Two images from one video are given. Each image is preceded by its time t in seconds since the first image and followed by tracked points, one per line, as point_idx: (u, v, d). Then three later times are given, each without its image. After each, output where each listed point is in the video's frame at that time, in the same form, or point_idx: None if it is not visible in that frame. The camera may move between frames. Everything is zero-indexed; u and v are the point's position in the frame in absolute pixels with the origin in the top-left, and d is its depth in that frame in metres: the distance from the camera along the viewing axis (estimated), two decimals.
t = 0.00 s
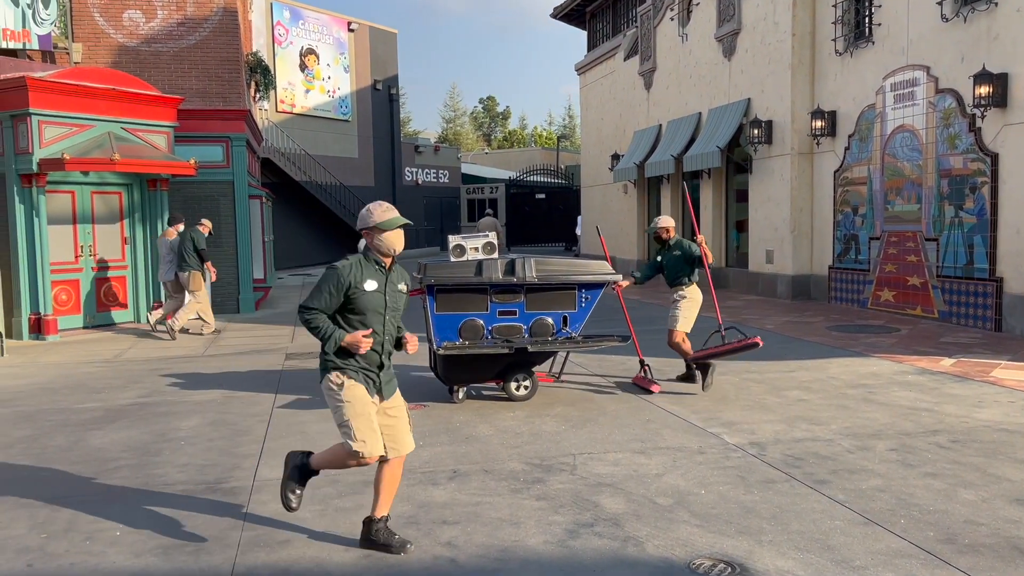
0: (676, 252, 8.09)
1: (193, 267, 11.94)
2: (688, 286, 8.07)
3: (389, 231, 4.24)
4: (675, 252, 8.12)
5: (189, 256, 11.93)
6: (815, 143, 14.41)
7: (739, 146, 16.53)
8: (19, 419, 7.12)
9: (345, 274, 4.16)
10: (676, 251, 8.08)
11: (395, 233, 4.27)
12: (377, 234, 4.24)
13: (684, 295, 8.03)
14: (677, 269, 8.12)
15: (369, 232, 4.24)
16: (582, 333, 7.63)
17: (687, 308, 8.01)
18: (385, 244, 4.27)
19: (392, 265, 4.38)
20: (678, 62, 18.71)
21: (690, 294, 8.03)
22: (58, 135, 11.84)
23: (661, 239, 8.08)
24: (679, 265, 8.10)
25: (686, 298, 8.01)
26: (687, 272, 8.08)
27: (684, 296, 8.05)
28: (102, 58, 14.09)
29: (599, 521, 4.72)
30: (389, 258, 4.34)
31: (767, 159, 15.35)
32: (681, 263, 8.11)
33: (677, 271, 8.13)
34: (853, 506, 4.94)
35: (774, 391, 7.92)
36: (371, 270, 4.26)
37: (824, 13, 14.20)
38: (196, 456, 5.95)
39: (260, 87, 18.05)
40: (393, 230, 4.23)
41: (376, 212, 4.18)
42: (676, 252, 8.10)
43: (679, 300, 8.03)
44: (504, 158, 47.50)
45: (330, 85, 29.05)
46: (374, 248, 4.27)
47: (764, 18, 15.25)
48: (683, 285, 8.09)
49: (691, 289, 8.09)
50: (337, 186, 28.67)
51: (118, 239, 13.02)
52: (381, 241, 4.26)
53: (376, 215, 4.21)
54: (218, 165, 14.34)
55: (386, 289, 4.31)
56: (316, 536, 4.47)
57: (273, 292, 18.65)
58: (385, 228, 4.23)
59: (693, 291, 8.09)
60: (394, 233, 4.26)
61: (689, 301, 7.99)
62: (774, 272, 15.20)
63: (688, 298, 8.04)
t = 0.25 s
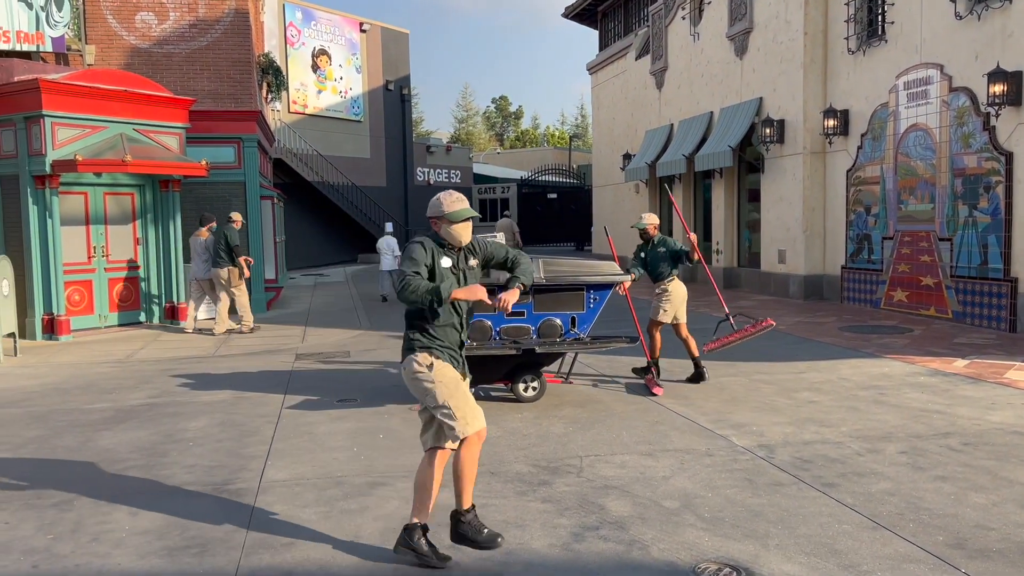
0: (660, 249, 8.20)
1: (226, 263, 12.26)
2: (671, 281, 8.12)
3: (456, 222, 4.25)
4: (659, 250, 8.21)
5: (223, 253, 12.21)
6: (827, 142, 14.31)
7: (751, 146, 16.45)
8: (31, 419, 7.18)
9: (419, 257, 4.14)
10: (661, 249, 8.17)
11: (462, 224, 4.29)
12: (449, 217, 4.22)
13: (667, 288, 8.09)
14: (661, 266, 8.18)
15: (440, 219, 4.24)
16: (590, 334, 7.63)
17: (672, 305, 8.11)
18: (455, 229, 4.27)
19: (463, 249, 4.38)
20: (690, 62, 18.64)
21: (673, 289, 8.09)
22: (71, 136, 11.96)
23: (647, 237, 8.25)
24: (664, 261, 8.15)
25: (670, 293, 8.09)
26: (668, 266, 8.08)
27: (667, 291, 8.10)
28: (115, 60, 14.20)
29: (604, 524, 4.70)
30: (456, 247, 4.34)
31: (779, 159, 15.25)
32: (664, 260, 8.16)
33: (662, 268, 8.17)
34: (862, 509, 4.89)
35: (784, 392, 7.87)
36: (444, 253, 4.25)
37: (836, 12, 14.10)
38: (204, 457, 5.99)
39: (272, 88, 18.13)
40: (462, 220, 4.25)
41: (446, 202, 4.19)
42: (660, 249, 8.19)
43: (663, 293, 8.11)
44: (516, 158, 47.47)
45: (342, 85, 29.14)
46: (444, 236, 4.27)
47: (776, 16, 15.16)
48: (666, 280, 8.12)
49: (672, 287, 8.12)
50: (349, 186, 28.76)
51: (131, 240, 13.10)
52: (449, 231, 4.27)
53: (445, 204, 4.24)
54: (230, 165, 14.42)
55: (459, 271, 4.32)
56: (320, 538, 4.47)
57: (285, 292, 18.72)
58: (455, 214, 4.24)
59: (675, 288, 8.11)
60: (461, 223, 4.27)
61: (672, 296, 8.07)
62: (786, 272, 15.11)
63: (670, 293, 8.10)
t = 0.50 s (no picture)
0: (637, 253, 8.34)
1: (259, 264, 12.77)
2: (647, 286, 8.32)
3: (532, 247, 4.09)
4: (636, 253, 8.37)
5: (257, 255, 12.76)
6: (837, 142, 14.23)
7: (761, 145, 16.37)
8: (38, 418, 7.22)
9: (491, 302, 4.07)
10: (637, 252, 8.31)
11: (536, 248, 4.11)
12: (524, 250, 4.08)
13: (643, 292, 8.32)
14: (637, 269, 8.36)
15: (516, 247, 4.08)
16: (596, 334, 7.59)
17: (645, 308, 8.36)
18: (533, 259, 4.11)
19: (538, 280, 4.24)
20: (699, 61, 18.57)
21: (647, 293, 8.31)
22: (80, 137, 12.04)
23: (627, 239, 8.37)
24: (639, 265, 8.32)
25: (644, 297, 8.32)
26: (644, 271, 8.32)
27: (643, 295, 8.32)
28: (123, 60, 14.28)
29: (607, 525, 4.68)
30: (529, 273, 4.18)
31: (788, 158, 15.17)
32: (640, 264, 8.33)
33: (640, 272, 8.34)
34: (867, 511, 4.86)
35: (791, 393, 7.83)
36: (518, 291, 4.14)
37: (846, 10, 14.01)
38: (208, 457, 6.00)
39: (281, 88, 18.17)
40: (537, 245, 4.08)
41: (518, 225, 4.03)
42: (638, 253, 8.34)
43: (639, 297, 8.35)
44: (525, 158, 47.44)
45: (351, 85, 29.20)
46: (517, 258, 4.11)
47: (785, 15, 15.08)
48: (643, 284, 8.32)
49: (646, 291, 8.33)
50: (358, 186, 28.82)
51: (140, 239, 13.15)
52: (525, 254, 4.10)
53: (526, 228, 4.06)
54: (238, 166, 14.49)
55: (536, 307, 4.20)
56: (322, 539, 4.48)
57: (294, 292, 18.78)
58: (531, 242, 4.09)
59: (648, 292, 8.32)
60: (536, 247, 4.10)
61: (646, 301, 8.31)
62: (796, 272, 15.03)
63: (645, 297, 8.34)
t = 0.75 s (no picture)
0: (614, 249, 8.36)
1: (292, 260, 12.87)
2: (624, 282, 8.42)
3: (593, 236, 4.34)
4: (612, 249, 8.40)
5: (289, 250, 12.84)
6: (845, 141, 14.16)
7: (768, 144, 16.32)
8: (44, 417, 7.26)
9: (541, 272, 4.36)
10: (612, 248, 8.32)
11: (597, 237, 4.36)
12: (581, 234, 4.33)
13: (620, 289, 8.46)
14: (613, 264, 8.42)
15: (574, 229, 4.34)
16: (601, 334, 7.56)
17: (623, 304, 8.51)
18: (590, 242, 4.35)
19: (590, 263, 4.48)
20: (706, 60, 18.52)
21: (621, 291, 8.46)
22: (88, 137, 12.10)
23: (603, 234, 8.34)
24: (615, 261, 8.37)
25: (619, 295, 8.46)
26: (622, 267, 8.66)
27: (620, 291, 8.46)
28: (131, 60, 14.34)
29: (610, 525, 4.67)
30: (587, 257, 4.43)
31: (796, 157, 15.11)
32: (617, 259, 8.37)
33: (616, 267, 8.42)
34: (872, 512, 4.83)
35: (798, 393, 7.79)
36: (567, 269, 4.40)
37: (854, 9, 13.95)
38: (213, 456, 6.02)
39: (288, 87, 18.22)
40: (597, 233, 4.33)
41: (580, 214, 4.29)
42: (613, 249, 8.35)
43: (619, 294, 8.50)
44: (533, 157, 47.41)
45: (359, 85, 29.26)
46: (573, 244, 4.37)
47: (792, 14, 15.02)
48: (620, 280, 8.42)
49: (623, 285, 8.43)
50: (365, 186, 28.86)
51: (147, 239, 13.21)
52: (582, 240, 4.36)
53: (585, 215, 4.31)
54: (245, 165, 14.48)
55: (582, 285, 4.43)
56: (324, 538, 4.48)
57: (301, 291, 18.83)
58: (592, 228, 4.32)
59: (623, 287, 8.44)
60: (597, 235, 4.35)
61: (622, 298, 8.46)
62: (803, 272, 14.97)
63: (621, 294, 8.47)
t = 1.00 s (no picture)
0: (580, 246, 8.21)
1: (319, 259, 13.16)
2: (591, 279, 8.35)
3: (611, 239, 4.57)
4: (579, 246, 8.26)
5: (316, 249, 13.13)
6: (853, 140, 14.10)
7: (776, 143, 16.26)
8: (51, 415, 7.29)
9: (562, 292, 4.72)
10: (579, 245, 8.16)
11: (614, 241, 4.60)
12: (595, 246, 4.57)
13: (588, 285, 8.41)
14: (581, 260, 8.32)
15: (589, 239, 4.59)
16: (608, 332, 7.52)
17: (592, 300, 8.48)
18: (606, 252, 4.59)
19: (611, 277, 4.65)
20: (713, 59, 18.47)
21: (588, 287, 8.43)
22: (96, 136, 12.15)
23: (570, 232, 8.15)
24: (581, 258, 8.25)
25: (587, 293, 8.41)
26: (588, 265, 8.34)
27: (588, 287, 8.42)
28: (139, 60, 14.38)
29: (615, 525, 4.66)
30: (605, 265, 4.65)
31: (804, 157, 15.05)
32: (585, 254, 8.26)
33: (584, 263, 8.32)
34: (878, 512, 4.81)
35: (804, 393, 7.77)
36: (586, 283, 4.66)
37: (862, 7, 13.88)
38: (218, 454, 6.03)
39: (295, 87, 18.26)
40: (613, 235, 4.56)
41: (594, 221, 4.53)
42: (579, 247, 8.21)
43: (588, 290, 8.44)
44: (540, 156, 47.38)
45: (366, 85, 29.28)
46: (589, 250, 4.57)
47: (800, 12, 14.97)
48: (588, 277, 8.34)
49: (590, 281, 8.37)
50: (372, 186, 28.90)
51: (155, 238, 13.26)
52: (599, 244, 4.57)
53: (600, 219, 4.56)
54: (252, 165, 14.51)
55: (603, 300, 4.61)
56: (328, 536, 4.48)
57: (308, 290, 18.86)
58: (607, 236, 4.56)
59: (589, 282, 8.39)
60: (613, 239, 4.57)
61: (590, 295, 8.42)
62: (811, 271, 14.91)
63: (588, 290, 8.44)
